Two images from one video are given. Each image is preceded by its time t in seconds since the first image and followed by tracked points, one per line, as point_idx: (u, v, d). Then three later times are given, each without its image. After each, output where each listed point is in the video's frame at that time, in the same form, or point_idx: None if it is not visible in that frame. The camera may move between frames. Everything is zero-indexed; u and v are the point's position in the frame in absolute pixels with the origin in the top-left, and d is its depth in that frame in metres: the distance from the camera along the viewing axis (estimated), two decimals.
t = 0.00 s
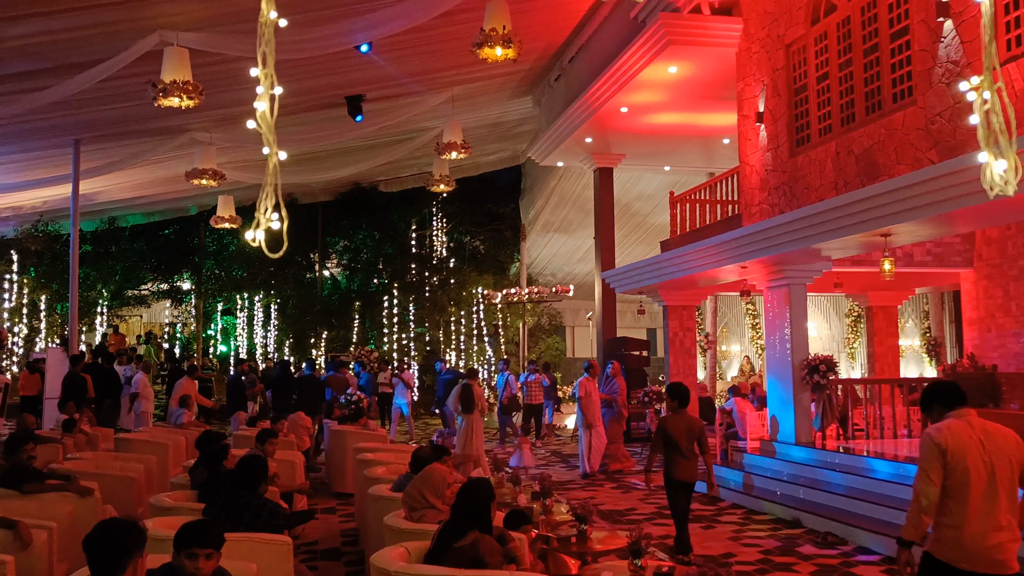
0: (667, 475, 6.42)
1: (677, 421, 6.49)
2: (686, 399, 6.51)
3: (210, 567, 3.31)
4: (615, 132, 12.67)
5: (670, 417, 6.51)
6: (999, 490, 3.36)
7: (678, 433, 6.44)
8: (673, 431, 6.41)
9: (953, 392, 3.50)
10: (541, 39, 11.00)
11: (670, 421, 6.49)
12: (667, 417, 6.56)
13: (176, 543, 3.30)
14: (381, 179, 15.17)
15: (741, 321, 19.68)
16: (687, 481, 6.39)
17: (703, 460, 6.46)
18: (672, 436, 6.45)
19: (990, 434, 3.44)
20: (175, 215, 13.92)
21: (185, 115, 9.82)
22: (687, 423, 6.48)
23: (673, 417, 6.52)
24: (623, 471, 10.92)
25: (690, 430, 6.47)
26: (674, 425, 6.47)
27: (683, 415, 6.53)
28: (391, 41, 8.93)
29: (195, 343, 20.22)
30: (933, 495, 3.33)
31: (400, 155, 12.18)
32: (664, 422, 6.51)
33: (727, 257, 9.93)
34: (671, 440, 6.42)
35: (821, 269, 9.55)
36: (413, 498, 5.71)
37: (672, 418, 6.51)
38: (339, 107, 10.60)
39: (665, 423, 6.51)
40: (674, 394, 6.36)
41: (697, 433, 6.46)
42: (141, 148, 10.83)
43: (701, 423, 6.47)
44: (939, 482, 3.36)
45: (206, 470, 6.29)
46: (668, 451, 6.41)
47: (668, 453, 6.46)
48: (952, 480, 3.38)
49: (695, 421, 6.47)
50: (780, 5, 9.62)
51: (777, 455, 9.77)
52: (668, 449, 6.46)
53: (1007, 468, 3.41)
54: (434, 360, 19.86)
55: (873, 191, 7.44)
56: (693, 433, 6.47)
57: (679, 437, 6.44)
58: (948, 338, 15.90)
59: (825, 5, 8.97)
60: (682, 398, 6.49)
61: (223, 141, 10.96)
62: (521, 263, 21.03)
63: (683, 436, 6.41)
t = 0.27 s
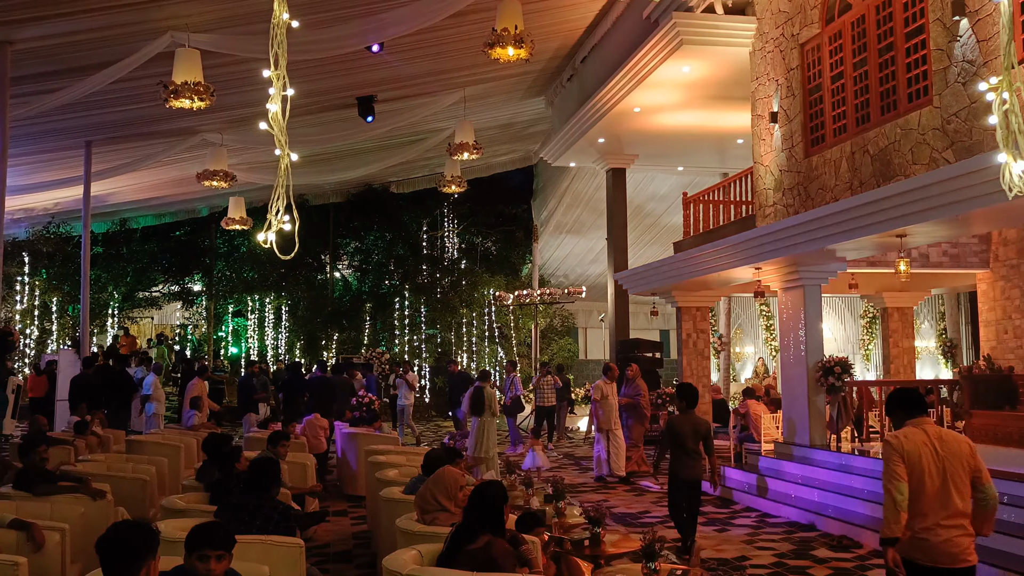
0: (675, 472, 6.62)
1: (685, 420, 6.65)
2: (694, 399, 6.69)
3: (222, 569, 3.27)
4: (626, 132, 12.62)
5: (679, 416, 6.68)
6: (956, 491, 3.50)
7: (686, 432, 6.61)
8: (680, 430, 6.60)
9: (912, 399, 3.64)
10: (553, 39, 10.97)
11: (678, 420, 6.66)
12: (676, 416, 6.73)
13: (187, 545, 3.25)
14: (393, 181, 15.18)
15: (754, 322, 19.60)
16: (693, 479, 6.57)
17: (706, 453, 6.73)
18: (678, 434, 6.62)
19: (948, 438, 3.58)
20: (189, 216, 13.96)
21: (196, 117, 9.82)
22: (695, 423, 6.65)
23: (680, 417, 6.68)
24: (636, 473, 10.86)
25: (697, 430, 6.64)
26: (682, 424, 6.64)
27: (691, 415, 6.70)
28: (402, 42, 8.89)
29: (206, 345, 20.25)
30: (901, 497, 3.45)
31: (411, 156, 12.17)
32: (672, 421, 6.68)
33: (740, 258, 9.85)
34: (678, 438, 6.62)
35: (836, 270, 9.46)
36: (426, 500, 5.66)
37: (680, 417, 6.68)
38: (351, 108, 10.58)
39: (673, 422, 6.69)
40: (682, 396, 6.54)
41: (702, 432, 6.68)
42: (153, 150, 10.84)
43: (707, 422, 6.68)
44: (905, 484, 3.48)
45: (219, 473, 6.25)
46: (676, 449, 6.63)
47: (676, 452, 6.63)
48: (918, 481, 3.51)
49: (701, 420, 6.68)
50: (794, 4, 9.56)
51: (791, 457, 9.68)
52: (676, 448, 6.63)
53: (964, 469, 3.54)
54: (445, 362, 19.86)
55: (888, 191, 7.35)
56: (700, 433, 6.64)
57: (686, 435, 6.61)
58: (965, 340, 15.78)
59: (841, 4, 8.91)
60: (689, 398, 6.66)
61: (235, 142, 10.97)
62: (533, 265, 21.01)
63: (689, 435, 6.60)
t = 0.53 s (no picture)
0: (675, 469, 6.69)
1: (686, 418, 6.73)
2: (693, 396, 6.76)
3: (231, 568, 3.28)
4: (634, 132, 12.62)
5: (679, 414, 6.76)
6: (915, 473, 3.88)
7: (685, 429, 6.69)
8: (681, 428, 6.68)
9: (884, 388, 4.03)
10: (560, 39, 10.97)
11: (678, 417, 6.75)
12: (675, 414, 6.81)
13: (197, 544, 3.27)
14: (401, 181, 15.21)
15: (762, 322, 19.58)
16: (693, 475, 6.65)
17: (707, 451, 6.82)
18: (678, 432, 6.70)
19: (912, 426, 3.97)
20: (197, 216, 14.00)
21: (204, 117, 9.85)
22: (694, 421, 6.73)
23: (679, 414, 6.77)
24: (643, 473, 10.85)
25: (697, 428, 6.71)
26: (681, 421, 6.72)
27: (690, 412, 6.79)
28: (410, 41, 8.90)
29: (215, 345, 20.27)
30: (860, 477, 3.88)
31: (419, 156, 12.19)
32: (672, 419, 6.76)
33: (749, 257, 9.83)
34: (679, 437, 6.71)
35: (844, 269, 9.44)
36: (435, 499, 5.67)
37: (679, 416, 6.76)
38: (359, 108, 10.61)
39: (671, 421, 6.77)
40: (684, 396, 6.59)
41: (703, 429, 6.76)
42: (161, 150, 10.89)
43: (707, 419, 6.78)
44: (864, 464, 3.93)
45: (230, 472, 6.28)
46: (676, 446, 6.70)
47: (676, 450, 6.71)
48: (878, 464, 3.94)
49: (701, 419, 6.76)
50: (803, 3, 9.53)
51: (799, 457, 9.66)
52: (676, 446, 6.71)
53: (924, 453, 3.92)
54: (453, 361, 19.87)
55: (898, 190, 7.33)
56: (699, 430, 6.72)
57: (687, 432, 6.69)
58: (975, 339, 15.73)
59: (850, 3, 8.88)
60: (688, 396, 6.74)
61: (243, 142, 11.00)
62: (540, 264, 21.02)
63: (689, 432, 6.68)
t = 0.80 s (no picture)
0: (672, 469, 6.75)
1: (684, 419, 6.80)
2: (687, 396, 6.85)
3: (239, 568, 3.27)
4: (643, 131, 12.61)
5: (674, 414, 6.83)
6: (886, 469, 4.03)
7: (682, 428, 6.74)
8: (676, 427, 6.74)
9: (865, 384, 4.18)
10: (569, 38, 10.98)
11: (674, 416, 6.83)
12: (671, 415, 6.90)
13: (207, 543, 3.27)
14: (409, 181, 15.24)
15: (771, 321, 19.56)
16: (689, 474, 6.69)
17: (704, 448, 6.86)
18: (675, 432, 6.74)
19: (887, 423, 4.12)
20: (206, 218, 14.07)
21: (214, 117, 9.89)
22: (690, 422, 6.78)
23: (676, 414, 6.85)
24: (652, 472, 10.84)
25: (692, 428, 6.75)
26: (677, 421, 6.79)
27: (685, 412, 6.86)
28: (419, 41, 8.92)
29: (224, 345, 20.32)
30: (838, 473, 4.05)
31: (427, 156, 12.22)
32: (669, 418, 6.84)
33: (758, 256, 9.81)
34: (676, 437, 6.75)
35: (854, 268, 9.41)
36: (444, 498, 5.68)
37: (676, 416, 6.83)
38: (368, 108, 10.65)
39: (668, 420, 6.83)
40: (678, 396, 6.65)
41: (699, 429, 6.78)
42: (171, 150, 10.93)
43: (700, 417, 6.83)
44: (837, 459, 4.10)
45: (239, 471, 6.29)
46: (673, 446, 6.75)
47: (672, 450, 6.76)
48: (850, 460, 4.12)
49: (694, 416, 6.81)
50: (812, 2, 9.51)
51: (808, 457, 9.62)
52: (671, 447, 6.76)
53: (895, 452, 4.06)
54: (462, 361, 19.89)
55: (907, 188, 7.30)
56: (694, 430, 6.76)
57: (683, 432, 6.73)
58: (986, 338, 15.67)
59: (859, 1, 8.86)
60: (682, 395, 6.84)
61: (252, 142, 11.03)
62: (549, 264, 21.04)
63: (685, 432, 6.73)
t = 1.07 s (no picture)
0: (667, 463, 7.00)
1: (681, 415, 7.06)
2: (684, 394, 7.04)
3: (247, 569, 3.26)
4: (651, 130, 12.58)
5: (670, 411, 7.07)
6: (872, 457, 4.39)
7: (677, 424, 6.99)
8: (672, 423, 6.99)
9: (856, 376, 4.51)
10: (577, 37, 10.98)
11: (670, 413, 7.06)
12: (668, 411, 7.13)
13: (216, 542, 3.26)
14: (417, 180, 15.25)
15: (780, 321, 19.51)
16: (686, 469, 6.94)
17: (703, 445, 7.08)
18: (671, 428, 6.99)
19: (872, 415, 4.47)
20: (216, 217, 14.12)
21: (223, 117, 9.92)
22: (686, 417, 7.02)
23: (673, 410, 7.09)
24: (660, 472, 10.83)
25: (687, 424, 6.99)
26: (673, 418, 7.04)
27: (681, 408, 7.09)
28: (427, 41, 8.93)
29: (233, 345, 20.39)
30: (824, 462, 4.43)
31: (436, 155, 12.24)
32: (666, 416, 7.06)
33: (766, 255, 9.79)
34: (672, 433, 6.99)
35: (863, 267, 9.38)
36: (453, 497, 5.68)
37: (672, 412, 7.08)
38: (376, 108, 10.66)
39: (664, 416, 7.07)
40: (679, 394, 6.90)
41: (695, 424, 7.02)
42: (180, 151, 10.97)
43: (697, 412, 7.07)
44: (829, 445, 4.45)
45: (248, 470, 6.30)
46: (669, 443, 6.98)
47: (669, 445, 7.00)
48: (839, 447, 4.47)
49: (690, 412, 7.06)
50: None
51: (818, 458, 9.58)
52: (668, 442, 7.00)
53: (879, 441, 4.42)
54: (470, 361, 19.90)
55: (917, 186, 7.26)
56: (690, 426, 7.00)
57: (679, 429, 6.97)
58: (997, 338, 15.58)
59: None
60: (679, 393, 7.03)
61: (260, 142, 11.06)
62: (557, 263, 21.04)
63: (681, 428, 6.98)
